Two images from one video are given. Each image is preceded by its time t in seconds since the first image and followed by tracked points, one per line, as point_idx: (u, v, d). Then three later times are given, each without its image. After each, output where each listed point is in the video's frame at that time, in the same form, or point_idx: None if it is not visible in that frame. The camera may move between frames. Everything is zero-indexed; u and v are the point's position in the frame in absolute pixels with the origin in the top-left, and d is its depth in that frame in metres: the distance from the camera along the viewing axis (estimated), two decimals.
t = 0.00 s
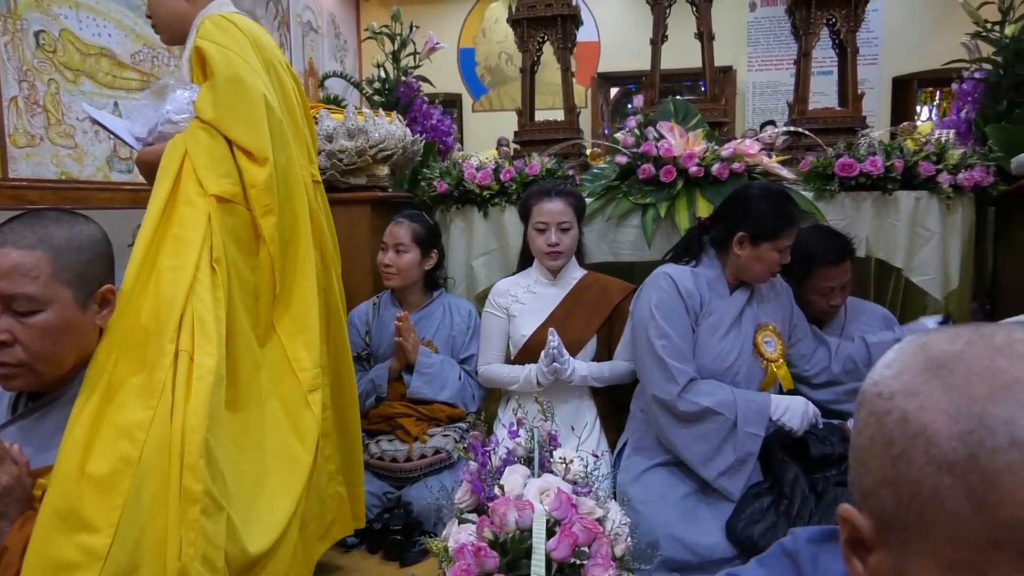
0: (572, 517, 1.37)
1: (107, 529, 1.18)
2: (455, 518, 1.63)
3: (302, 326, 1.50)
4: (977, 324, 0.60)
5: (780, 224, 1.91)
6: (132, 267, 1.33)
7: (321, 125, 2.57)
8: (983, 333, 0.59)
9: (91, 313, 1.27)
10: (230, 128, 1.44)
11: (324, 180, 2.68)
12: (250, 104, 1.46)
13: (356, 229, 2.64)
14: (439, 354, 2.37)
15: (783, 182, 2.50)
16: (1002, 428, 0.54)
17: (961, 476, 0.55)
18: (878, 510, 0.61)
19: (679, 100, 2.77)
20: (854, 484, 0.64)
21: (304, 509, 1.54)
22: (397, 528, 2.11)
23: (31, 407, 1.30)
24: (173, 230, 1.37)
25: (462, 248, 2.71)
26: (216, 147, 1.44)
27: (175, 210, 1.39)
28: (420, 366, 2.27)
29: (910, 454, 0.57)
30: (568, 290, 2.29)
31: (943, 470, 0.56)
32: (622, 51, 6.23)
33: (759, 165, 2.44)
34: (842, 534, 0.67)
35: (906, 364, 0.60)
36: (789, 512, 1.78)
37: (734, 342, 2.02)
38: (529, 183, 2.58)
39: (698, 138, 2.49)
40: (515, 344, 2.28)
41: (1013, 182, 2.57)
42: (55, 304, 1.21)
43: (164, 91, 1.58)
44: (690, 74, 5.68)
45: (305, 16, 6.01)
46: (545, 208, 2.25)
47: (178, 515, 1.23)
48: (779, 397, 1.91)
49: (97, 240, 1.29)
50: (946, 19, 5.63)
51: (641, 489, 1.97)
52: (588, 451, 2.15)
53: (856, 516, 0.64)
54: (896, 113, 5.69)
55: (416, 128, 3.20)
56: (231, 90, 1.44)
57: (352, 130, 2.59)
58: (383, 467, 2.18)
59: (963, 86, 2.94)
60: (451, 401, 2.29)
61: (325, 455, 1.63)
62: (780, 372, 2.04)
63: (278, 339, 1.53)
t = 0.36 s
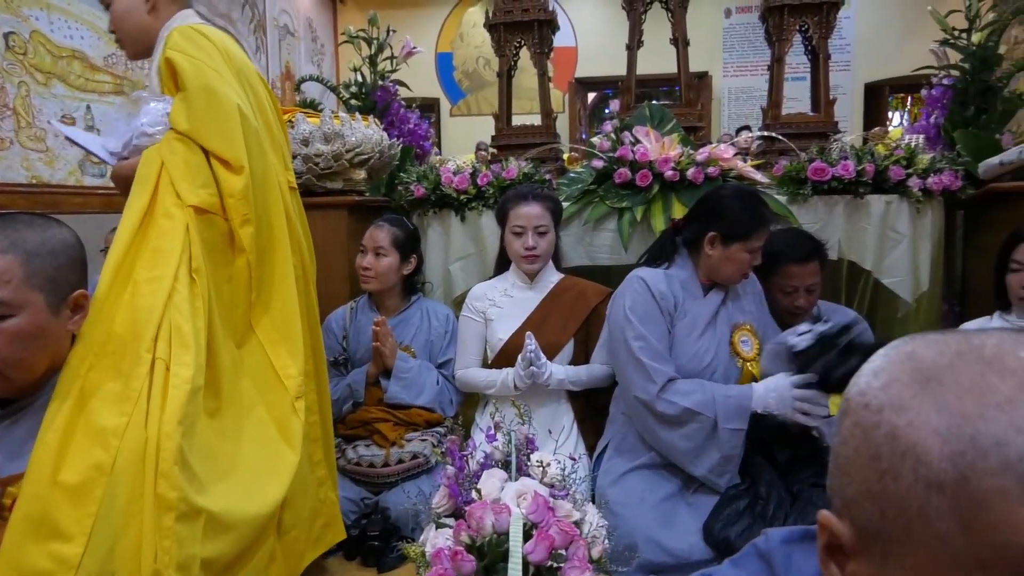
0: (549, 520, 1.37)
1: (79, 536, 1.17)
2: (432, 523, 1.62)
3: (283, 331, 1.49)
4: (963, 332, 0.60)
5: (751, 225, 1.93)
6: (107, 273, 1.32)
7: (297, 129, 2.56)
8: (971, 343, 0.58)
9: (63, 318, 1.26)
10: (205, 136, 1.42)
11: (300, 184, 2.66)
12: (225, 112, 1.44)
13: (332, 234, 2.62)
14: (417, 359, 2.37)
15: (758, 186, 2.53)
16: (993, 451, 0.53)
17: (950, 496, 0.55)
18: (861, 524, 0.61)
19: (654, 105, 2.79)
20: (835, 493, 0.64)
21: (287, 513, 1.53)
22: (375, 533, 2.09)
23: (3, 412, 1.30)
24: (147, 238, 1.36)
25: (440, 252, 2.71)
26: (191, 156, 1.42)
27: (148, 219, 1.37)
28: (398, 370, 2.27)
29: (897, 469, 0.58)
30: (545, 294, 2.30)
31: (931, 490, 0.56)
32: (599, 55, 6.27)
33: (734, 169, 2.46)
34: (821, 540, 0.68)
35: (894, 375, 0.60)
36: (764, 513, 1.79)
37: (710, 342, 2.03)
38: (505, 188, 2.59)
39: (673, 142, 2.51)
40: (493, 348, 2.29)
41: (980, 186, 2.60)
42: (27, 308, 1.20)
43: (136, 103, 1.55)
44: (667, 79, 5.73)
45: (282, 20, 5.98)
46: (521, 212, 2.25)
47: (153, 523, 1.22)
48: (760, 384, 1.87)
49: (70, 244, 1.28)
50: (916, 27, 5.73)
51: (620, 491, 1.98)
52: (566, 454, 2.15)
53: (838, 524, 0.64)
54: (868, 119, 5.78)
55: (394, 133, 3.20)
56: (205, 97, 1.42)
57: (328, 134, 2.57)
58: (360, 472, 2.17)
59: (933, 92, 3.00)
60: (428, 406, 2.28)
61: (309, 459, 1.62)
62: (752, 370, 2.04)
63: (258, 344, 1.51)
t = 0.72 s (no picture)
0: (525, 526, 1.38)
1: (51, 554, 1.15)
2: (409, 531, 1.62)
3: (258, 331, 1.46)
4: (953, 364, 0.55)
5: (723, 240, 1.96)
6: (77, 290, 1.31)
7: (271, 136, 2.53)
8: (966, 382, 0.53)
9: (34, 331, 1.25)
10: (159, 141, 1.41)
11: (274, 191, 2.65)
12: (175, 115, 1.43)
13: (307, 241, 2.61)
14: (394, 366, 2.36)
15: (730, 191, 2.56)
16: (992, 512, 0.48)
17: (942, 553, 0.50)
18: (843, 563, 0.55)
19: (628, 112, 2.81)
20: (814, 523, 0.59)
21: (278, 520, 1.50)
22: (352, 542, 2.08)
23: None
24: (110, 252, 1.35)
25: (415, 259, 2.70)
26: (148, 164, 1.41)
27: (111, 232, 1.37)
28: (375, 378, 2.27)
29: (885, 520, 0.52)
30: (522, 300, 2.31)
31: (923, 545, 0.50)
32: (573, 61, 6.31)
33: (707, 175, 2.48)
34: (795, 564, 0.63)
35: (887, 415, 0.54)
36: (738, 517, 1.81)
37: (674, 345, 2.06)
38: (481, 195, 2.59)
39: (648, 148, 2.53)
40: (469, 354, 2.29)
41: (946, 190, 2.66)
42: None
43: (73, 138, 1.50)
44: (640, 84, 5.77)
45: (255, 24, 5.94)
46: (497, 218, 2.26)
47: (128, 539, 1.19)
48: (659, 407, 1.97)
49: (43, 255, 1.27)
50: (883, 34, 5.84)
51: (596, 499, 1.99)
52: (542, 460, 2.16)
53: (815, 553, 0.59)
54: (838, 124, 5.86)
55: (368, 139, 3.19)
56: (154, 104, 1.42)
57: (302, 141, 2.56)
58: (337, 481, 2.15)
59: (900, 98, 3.05)
60: (405, 413, 2.27)
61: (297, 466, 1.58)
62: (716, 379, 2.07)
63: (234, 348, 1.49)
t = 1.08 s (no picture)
0: (492, 530, 1.39)
1: None
2: (378, 535, 1.62)
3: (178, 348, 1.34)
4: (865, 384, 0.57)
5: (674, 240, 1.98)
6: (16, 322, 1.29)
7: (235, 136, 2.50)
8: (876, 403, 0.55)
9: None
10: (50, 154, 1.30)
11: (238, 193, 2.62)
12: (60, 122, 1.31)
13: (272, 243, 2.59)
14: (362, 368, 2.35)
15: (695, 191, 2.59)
16: (900, 530, 0.50)
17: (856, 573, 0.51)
18: None
19: (594, 111, 2.83)
20: (747, 548, 0.60)
21: (264, 519, 1.47)
22: (320, 547, 2.03)
23: None
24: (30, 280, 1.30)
25: (383, 260, 2.70)
26: (47, 181, 1.31)
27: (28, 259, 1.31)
28: (343, 381, 2.27)
29: (806, 541, 0.54)
30: (489, 299, 2.31)
31: (838, 564, 0.52)
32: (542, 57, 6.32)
33: (672, 174, 2.51)
34: None
35: (802, 438, 0.56)
36: (703, 512, 1.85)
37: (633, 343, 2.08)
38: (448, 196, 2.59)
39: (614, 148, 2.55)
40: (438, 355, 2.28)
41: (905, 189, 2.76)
42: None
43: None
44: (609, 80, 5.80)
45: (220, 18, 5.85)
46: (462, 219, 2.26)
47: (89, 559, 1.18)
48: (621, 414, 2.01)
49: None
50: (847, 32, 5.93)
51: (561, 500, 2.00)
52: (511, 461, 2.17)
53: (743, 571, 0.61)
54: (804, 121, 5.94)
55: (335, 138, 3.17)
56: (37, 113, 1.31)
57: (267, 141, 2.54)
58: (305, 484, 2.15)
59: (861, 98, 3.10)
60: (374, 415, 2.27)
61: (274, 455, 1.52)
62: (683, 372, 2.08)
63: (169, 363, 1.40)
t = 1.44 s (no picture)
0: (440, 540, 1.40)
1: None
2: (328, 545, 1.61)
3: (76, 366, 1.25)
4: (778, 416, 0.66)
5: (614, 242, 2.00)
6: None
7: (177, 139, 2.45)
8: (785, 435, 0.63)
9: None
10: None
11: (183, 196, 2.57)
12: None
13: (219, 247, 2.54)
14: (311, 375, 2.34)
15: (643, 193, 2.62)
16: (807, 559, 0.58)
17: None
18: None
19: (544, 113, 2.84)
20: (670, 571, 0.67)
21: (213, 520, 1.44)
22: (271, 557, 1.94)
23: None
24: None
25: (332, 265, 2.67)
26: None
27: None
28: (292, 389, 2.24)
29: (723, 569, 0.61)
30: (439, 304, 2.31)
31: None
32: (494, 53, 6.31)
33: (620, 177, 2.55)
34: None
35: (717, 472, 0.64)
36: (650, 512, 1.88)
37: (582, 346, 2.11)
38: (398, 199, 2.58)
39: (563, 151, 2.56)
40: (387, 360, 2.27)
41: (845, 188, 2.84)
42: None
43: None
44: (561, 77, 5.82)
45: (164, 12, 5.71)
46: (410, 224, 2.25)
47: None
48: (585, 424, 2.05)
49: None
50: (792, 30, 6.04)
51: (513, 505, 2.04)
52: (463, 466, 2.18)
53: None
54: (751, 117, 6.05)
55: (282, 138, 3.12)
56: None
57: (211, 144, 2.48)
58: (254, 494, 2.10)
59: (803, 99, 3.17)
60: (324, 422, 2.26)
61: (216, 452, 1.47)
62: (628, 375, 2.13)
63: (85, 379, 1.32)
